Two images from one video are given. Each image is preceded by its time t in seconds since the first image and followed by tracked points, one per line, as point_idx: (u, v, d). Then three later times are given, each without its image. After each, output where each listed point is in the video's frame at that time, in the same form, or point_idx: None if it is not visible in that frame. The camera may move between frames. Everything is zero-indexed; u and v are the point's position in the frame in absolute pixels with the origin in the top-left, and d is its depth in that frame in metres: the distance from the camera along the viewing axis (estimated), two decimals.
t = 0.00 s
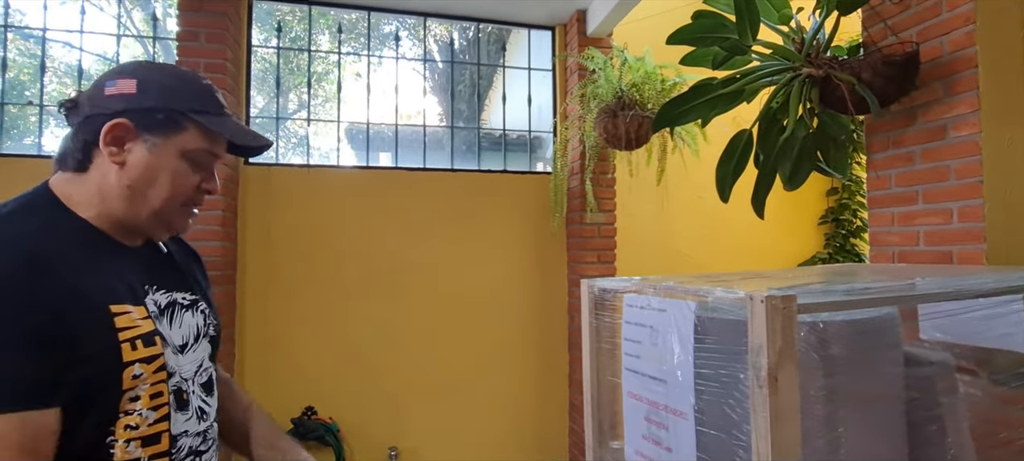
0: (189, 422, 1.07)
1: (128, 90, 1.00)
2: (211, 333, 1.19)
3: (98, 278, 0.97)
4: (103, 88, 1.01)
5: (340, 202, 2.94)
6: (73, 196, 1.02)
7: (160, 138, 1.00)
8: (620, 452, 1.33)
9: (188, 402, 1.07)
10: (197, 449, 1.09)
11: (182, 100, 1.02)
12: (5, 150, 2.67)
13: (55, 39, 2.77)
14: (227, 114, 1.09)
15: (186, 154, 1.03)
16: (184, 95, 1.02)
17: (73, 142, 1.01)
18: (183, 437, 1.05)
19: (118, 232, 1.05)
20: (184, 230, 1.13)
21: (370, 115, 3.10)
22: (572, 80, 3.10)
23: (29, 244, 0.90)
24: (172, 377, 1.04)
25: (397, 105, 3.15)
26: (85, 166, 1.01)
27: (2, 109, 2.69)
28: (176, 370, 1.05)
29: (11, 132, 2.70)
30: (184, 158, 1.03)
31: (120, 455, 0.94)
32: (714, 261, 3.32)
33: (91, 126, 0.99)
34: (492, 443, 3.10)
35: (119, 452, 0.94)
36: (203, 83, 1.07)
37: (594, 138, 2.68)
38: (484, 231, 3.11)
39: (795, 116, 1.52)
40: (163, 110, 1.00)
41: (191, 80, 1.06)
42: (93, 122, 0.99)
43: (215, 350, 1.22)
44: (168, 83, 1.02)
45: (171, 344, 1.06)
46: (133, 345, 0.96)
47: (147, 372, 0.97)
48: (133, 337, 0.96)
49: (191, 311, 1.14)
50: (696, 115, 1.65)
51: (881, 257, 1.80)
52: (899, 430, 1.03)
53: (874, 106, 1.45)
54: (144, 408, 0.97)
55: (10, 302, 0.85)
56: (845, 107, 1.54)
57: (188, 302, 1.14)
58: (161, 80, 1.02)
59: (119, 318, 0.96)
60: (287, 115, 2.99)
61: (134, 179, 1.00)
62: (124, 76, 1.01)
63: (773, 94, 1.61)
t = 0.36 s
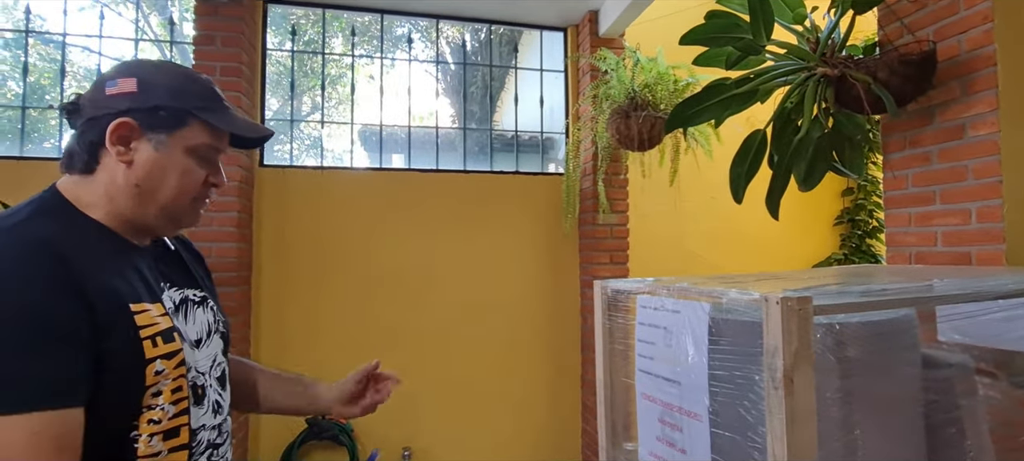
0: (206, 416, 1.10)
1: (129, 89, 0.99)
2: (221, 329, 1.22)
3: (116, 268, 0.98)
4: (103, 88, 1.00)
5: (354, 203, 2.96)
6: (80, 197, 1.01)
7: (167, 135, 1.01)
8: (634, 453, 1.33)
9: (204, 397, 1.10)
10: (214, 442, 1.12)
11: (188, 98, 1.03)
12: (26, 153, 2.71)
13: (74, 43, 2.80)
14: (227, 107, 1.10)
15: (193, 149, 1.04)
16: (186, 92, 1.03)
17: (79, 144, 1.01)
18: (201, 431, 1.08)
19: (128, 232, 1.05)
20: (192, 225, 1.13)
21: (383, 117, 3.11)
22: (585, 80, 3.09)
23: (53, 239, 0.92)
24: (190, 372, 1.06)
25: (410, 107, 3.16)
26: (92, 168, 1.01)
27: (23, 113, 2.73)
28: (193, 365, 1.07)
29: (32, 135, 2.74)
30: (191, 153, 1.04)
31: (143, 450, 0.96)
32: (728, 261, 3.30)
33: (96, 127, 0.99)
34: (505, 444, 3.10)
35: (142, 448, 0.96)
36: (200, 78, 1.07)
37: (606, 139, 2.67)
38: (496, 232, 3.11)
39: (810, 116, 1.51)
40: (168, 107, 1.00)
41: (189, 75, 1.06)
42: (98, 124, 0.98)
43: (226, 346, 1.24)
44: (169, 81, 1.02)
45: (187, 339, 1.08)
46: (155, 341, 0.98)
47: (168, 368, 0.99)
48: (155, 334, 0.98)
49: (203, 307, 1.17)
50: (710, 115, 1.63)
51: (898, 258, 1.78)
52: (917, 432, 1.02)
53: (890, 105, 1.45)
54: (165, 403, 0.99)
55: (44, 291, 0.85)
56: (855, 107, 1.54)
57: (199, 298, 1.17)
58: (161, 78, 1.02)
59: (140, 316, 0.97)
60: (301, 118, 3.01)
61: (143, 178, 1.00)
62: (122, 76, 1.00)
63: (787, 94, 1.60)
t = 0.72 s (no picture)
0: (255, 392, 1.11)
1: (157, 72, 1.04)
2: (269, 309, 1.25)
3: (159, 253, 1.03)
4: (135, 74, 1.05)
5: (384, 191, 2.98)
6: (126, 184, 1.06)
7: (196, 114, 1.04)
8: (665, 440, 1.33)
9: (255, 374, 1.12)
10: (264, 417, 1.14)
11: (210, 75, 1.06)
12: (71, 143, 2.80)
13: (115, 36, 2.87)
14: (254, 82, 1.13)
15: (224, 127, 1.06)
16: (210, 69, 1.06)
17: (119, 131, 1.07)
18: (251, 406, 1.10)
19: (171, 213, 1.09)
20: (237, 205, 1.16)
21: (413, 105, 3.13)
22: (614, 67, 3.07)
23: (89, 228, 0.95)
24: (239, 351, 1.09)
25: (439, 95, 3.16)
26: (134, 154, 1.06)
27: (69, 104, 2.82)
28: (244, 343, 1.10)
29: (77, 126, 2.82)
30: (224, 131, 1.06)
31: (192, 427, 0.99)
32: (760, 250, 3.26)
33: (132, 113, 1.04)
34: (534, 430, 3.11)
35: (191, 425, 0.99)
36: (225, 56, 1.10)
37: (635, 127, 2.63)
38: (525, 220, 3.11)
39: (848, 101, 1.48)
40: (194, 86, 1.04)
41: (214, 54, 1.09)
42: (133, 109, 1.04)
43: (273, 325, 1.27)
44: (193, 60, 1.06)
45: (240, 318, 1.11)
46: (197, 325, 1.02)
47: (211, 349, 1.03)
48: (195, 320, 1.02)
49: (251, 286, 1.21)
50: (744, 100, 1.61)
51: (938, 247, 1.74)
52: (958, 423, 1.00)
53: (931, 89, 1.39)
54: (212, 383, 1.02)
55: (73, 278, 0.89)
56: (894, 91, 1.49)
57: (247, 279, 1.21)
58: (185, 58, 1.06)
59: (179, 302, 1.01)
60: (332, 107, 3.04)
61: (180, 159, 1.04)
62: (150, 60, 1.05)
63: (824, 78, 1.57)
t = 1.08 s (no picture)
0: (297, 365, 1.13)
1: (202, 54, 1.04)
2: (311, 284, 1.25)
3: (205, 229, 1.04)
4: (181, 56, 1.06)
5: (411, 172, 2.99)
6: (173, 163, 1.08)
7: (238, 93, 1.04)
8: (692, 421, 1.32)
9: (295, 348, 1.13)
10: (306, 390, 1.15)
11: (251, 55, 1.05)
12: (110, 127, 2.86)
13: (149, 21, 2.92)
14: (294, 63, 1.12)
15: (265, 107, 1.06)
16: (252, 50, 1.06)
17: (167, 112, 1.08)
18: (294, 379, 1.11)
19: (217, 192, 1.10)
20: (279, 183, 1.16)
21: (440, 87, 3.13)
22: (643, 47, 3.02)
23: (132, 205, 0.96)
24: (279, 326, 1.10)
25: (466, 77, 3.16)
26: (181, 133, 1.08)
27: (107, 89, 2.88)
28: (283, 318, 1.11)
29: (115, 110, 2.88)
30: (264, 111, 1.06)
31: (237, 397, 1.01)
32: (790, 232, 3.20)
33: (178, 94, 1.05)
34: (559, 411, 3.13)
35: (236, 395, 1.01)
36: (267, 37, 1.10)
37: (663, 107, 2.57)
38: (552, 202, 3.10)
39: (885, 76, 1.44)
40: (235, 67, 1.04)
41: (256, 35, 1.09)
42: (179, 90, 1.05)
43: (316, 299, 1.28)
44: (235, 40, 1.06)
45: (279, 295, 1.12)
46: (240, 297, 1.03)
47: (254, 322, 1.04)
48: (238, 292, 1.03)
49: (292, 263, 1.21)
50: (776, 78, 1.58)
51: (977, 228, 1.69)
52: (995, 406, 0.98)
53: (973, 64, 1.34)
54: (255, 355, 1.04)
55: (117, 253, 0.90)
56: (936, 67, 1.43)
57: (289, 255, 1.21)
58: (228, 40, 1.05)
59: (223, 275, 1.02)
60: (359, 89, 3.05)
61: (222, 138, 1.04)
62: (195, 42, 1.06)
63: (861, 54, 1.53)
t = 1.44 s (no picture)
0: (358, 336, 1.08)
1: (273, 46, 1.02)
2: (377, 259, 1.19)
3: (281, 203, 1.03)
4: (251, 50, 1.04)
5: (424, 159, 2.99)
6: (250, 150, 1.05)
7: (310, 80, 1.03)
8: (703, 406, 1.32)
9: (356, 320, 1.07)
10: (365, 360, 1.10)
11: (317, 43, 1.04)
12: (128, 114, 2.89)
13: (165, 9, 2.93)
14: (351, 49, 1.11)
15: (335, 92, 1.05)
16: (316, 39, 1.05)
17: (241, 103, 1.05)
18: (354, 348, 1.07)
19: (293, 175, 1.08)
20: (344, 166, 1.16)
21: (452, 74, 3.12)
22: (656, 33, 3.00)
23: (206, 180, 0.94)
24: (343, 296, 1.05)
25: (478, 63, 3.15)
26: (256, 120, 1.05)
27: (124, 77, 2.90)
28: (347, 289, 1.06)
29: (133, 98, 2.90)
30: (334, 96, 1.06)
31: (302, 359, 0.99)
32: (803, 219, 3.18)
33: (252, 86, 1.03)
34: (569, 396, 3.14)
35: (302, 358, 0.99)
36: (325, 25, 1.08)
37: (677, 93, 2.55)
38: (564, 189, 3.10)
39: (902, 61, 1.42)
40: (306, 56, 1.02)
41: (314, 24, 1.07)
42: (254, 82, 1.02)
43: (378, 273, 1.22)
44: (298, 30, 1.04)
45: (344, 266, 1.07)
46: (310, 264, 1.00)
47: (322, 288, 1.01)
48: (309, 258, 1.00)
49: (358, 239, 1.14)
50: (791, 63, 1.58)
51: (995, 215, 1.67)
52: (1007, 393, 0.97)
53: (993, 49, 1.27)
54: (320, 320, 1.01)
55: (198, 216, 0.90)
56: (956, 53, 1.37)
57: (355, 231, 1.14)
58: (294, 30, 1.04)
59: (297, 241, 1.00)
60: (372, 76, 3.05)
61: (299, 124, 1.03)
62: (263, 35, 1.03)
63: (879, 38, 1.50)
